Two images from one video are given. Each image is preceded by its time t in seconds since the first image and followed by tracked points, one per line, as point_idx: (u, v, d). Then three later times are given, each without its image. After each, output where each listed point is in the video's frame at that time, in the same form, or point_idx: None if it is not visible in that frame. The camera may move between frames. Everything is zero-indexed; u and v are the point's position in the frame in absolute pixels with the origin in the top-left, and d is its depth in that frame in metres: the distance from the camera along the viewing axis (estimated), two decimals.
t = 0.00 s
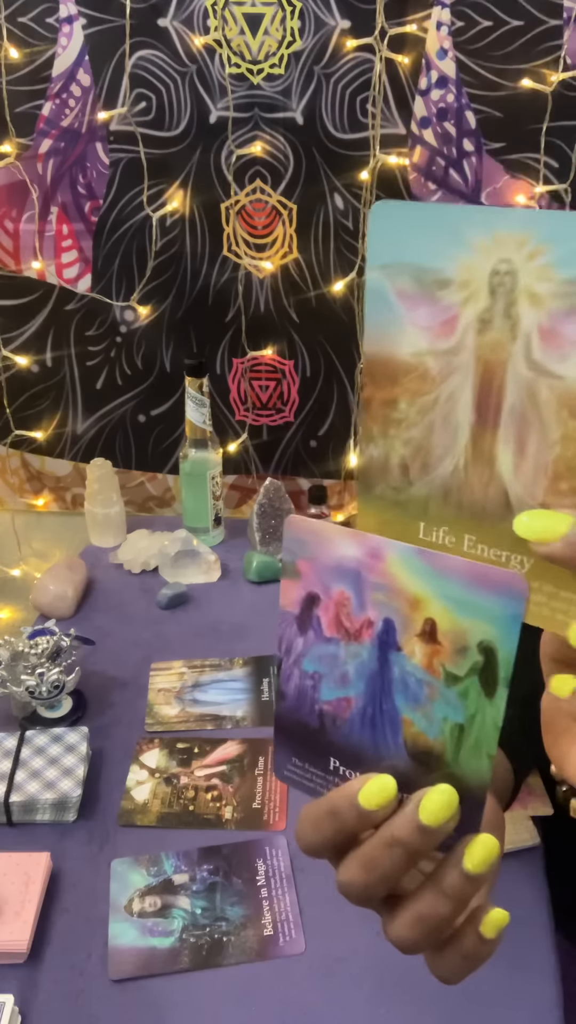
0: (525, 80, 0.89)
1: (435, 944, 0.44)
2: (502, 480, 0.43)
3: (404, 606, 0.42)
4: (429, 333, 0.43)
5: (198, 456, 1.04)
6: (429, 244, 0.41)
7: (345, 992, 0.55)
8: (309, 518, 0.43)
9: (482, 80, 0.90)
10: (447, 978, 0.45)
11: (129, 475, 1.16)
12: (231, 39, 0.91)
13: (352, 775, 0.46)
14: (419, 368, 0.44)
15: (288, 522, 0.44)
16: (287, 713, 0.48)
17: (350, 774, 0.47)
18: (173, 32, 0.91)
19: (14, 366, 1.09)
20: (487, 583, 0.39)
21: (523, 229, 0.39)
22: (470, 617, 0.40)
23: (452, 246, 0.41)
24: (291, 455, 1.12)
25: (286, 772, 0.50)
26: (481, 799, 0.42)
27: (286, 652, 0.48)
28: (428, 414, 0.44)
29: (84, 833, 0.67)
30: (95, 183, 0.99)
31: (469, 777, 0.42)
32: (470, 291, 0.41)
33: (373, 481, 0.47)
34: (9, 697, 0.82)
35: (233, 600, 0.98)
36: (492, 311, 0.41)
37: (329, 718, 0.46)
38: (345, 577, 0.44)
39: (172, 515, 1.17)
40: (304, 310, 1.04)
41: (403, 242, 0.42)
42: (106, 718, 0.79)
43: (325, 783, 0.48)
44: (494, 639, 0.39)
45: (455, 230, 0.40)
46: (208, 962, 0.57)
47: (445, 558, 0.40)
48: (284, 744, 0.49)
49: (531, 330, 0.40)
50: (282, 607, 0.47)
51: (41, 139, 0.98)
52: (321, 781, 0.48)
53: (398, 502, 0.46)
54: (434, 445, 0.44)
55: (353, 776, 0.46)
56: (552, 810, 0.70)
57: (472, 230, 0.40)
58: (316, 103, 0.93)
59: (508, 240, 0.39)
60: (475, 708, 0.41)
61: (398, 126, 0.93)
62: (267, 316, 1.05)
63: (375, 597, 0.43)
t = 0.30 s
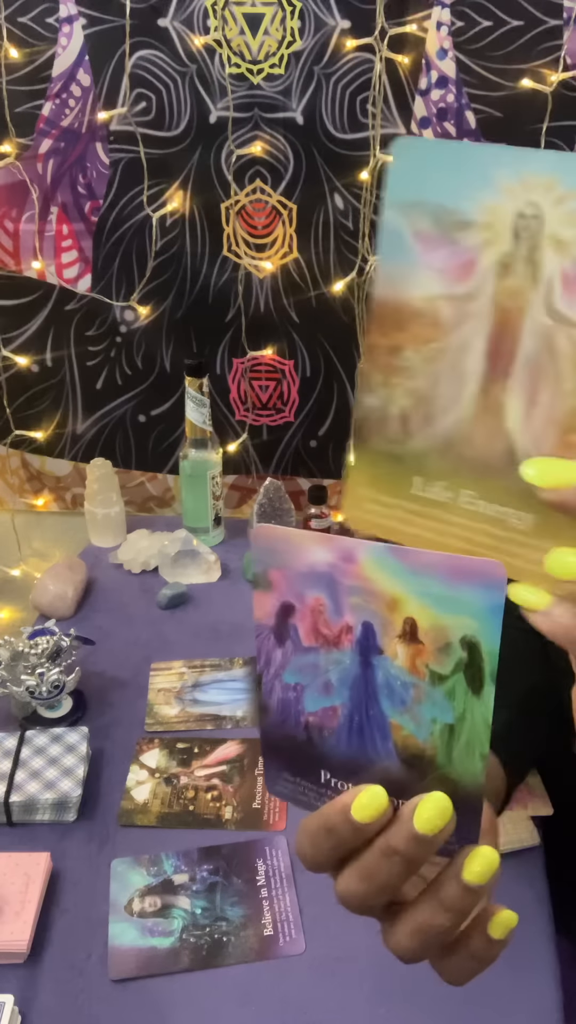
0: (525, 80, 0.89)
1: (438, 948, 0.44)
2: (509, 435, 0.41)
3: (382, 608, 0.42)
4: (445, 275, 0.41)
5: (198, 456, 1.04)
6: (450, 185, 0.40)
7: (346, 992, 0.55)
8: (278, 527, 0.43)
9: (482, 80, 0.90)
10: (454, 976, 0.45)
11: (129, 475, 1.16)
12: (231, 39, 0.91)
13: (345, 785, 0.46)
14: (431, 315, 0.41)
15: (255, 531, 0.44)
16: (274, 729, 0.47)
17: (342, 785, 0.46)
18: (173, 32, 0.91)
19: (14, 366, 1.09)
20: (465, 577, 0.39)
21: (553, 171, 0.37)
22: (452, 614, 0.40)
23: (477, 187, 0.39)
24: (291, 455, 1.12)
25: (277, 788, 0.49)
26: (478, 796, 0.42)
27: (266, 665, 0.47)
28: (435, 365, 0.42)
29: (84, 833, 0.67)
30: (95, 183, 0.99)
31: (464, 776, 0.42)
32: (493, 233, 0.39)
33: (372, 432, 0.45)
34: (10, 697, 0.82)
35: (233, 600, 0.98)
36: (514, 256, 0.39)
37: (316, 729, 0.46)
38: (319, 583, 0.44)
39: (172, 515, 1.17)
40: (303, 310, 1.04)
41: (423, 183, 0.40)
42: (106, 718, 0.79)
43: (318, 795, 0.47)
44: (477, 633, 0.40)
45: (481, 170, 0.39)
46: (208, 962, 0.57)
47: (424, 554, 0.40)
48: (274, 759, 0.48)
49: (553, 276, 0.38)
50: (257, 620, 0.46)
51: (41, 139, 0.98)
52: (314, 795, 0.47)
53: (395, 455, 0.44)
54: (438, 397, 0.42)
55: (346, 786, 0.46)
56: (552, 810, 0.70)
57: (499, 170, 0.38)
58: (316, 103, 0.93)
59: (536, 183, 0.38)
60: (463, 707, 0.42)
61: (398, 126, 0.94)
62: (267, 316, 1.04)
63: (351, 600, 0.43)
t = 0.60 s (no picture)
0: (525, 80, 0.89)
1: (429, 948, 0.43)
2: (537, 403, 0.36)
3: (430, 597, 0.40)
4: (517, 226, 0.37)
5: (198, 456, 1.04)
6: (548, 138, 0.37)
7: (346, 991, 0.55)
8: (346, 496, 0.43)
9: (482, 80, 0.90)
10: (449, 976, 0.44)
11: (129, 475, 1.16)
12: (231, 39, 0.91)
13: (329, 778, 0.42)
14: (490, 263, 0.37)
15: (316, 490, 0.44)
16: (267, 707, 0.44)
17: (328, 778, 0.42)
18: (173, 32, 0.91)
19: (14, 366, 1.09)
20: (526, 576, 0.37)
21: None
22: (506, 613, 0.38)
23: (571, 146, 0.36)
24: (291, 455, 1.12)
25: (247, 774, 0.44)
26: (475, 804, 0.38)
27: (278, 638, 0.45)
28: (479, 316, 0.38)
29: (84, 833, 0.67)
30: (95, 184, 0.99)
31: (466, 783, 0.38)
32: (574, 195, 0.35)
33: (392, 374, 0.40)
34: (10, 698, 0.82)
35: (233, 600, 0.98)
36: None
37: (317, 713, 0.43)
38: (367, 560, 0.42)
39: (172, 515, 1.17)
40: (304, 310, 1.04)
41: (524, 128, 0.37)
42: (106, 718, 0.79)
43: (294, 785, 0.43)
44: (524, 639, 0.37)
45: None
46: (208, 961, 0.57)
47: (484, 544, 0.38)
48: (254, 736, 0.44)
49: None
50: (285, 588, 0.45)
51: (41, 139, 0.98)
52: (289, 786, 0.43)
53: (410, 405, 0.40)
54: (475, 350, 0.38)
55: (330, 779, 0.42)
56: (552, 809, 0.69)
57: None
58: (316, 103, 0.93)
59: None
60: (488, 713, 0.39)
61: (398, 126, 0.93)
62: (267, 316, 1.04)
63: (397, 585, 0.41)
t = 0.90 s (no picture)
0: (525, 80, 0.89)
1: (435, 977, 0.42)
2: (483, 418, 0.35)
3: (390, 578, 0.38)
4: (436, 257, 0.36)
5: (198, 456, 1.04)
6: (448, 162, 0.35)
7: (346, 992, 0.55)
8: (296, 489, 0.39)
9: (482, 80, 0.90)
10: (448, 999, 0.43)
11: (129, 475, 1.16)
12: (231, 39, 0.91)
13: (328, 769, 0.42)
14: (415, 293, 0.37)
15: (271, 488, 0.40)
16: (260, 704, 0.44)
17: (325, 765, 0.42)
18: (173, 32, 0.91)
19: (14, 366, 1.09)
20: (478, 550, 0.35)
21: (552, 161, 0.33)
22: (460, 586, 0.36)
23: (476, 169, 0.35)
24: (291, 455, 1.12)
25: (254, 769, 0.45)
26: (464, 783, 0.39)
27: (260, 636, 0.43)
28: (415, 344, 0.37)
29: (84, 833, 0.67)
30: (96, 184, 0.99)
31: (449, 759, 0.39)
32: (488, 217, 0.35)
33: (343, 411, 0.38)
34: (10, 698, 0.82)
35: (233, 600, 0.98)
36: (504, 241, 0.34)
37: (304, 706, 0.42)
38: (327, 550, 0.39)
39: (172, 515, 1.17)
40: (304, 310, 1.04)
41: (426, 157, 0.36)
42: (106, 718, 0.79)
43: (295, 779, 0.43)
44: (482, 610, 0.36)
45: (481, 152, 0.35)
46: (208, 961, 0.57)
47: (436, 521, 0.36)
48: (254, 735, 0.44)
49: (541, 265, 0.34)
50: (259, 586, 0.42)
51: (41, 139, 0.98)
52: (292, 775, 0.44)
53: (364, 435, 0.38)
54: (415, 378, 0.37)
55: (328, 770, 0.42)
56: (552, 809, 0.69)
57: (499, 153, 0.34)
58: (316, 103, 0.93)
59: (534, 170, 0.34)
60: (459, 684, 0.38)
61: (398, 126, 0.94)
62: (267, 316, 1.04)
63: (359, 571, 0.39)
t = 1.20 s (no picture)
0: (525, 80, 0.89)
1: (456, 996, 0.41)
2: (466, 430, 0.38)
3: (425, 587, 0.40)
4: (410, 276, 0.38)
5: (198, 456, 1.04)
6: (415, 189, 0.38)
7: (346, 992, 0.55)
8: (323, 504, 0.41)
9: (482, 80, 0.90)
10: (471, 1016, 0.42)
11: (129, 475, 1.16)
12: (231, 39, 0.91)
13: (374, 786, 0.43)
14: (393, 312, 0.38)
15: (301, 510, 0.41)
16: (300, 728, 0.43)
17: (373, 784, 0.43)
18: (173, 32, 0.91)
19: (14, 366, 1.09)
20: (508, 547, 0.38)
21: (511, 179, 0.37)
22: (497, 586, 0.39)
23: (441, 193, 0.38)
24: (292, 455, 1.12)
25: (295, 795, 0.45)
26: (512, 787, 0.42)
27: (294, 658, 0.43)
28: (396, 362, 0.38)
29: (84, 833, 0.67)
30: (95, 183, 0.99)
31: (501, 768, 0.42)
32: (455, 236, 0.37)
33: (329, 429, 0.40)
34: (10, 698, 0.82)
35: (233, 600, 0.98)
36: (473, 256, 0.37)
37: (346, 726, 0.42)
38: (359, 562, 0.41)
39: (172, 515, 1.17)
40: (303, 310, 1.03)
41: (393, 186, 0.38)
42: (106, 718, 0.79)
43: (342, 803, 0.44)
44: (518, 609, 0.39)
45: (446, 177, 0.38)
46: (208, 962, 0.57)
47: (466, 524, 0.39)
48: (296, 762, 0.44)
49: (509, 277, 0.36)
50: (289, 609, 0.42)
51: (41, 139, 0.98)
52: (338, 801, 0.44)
53: (354, 454, 0.40)
54: (398, 396, 0.38)
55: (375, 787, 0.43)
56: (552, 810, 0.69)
57: (461, 178, 0.38)
58: (316, 103, 0.93)
59: (496, 190, 0.37)
60: (504, 687, 0.40)
61: (398, 126, 0.94)
62: (267, 316, 1.04)
63: (392, 580, 0.40)
